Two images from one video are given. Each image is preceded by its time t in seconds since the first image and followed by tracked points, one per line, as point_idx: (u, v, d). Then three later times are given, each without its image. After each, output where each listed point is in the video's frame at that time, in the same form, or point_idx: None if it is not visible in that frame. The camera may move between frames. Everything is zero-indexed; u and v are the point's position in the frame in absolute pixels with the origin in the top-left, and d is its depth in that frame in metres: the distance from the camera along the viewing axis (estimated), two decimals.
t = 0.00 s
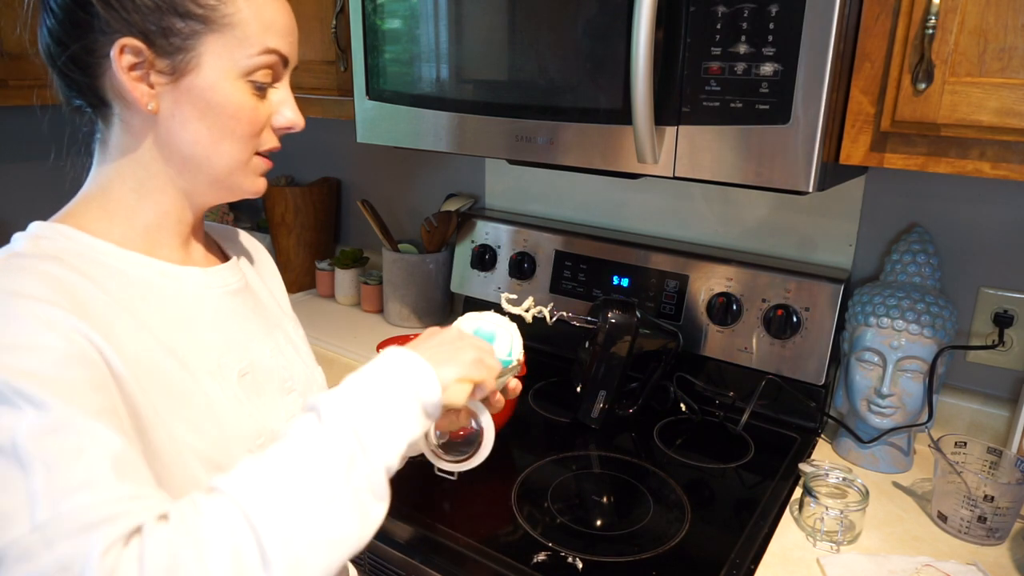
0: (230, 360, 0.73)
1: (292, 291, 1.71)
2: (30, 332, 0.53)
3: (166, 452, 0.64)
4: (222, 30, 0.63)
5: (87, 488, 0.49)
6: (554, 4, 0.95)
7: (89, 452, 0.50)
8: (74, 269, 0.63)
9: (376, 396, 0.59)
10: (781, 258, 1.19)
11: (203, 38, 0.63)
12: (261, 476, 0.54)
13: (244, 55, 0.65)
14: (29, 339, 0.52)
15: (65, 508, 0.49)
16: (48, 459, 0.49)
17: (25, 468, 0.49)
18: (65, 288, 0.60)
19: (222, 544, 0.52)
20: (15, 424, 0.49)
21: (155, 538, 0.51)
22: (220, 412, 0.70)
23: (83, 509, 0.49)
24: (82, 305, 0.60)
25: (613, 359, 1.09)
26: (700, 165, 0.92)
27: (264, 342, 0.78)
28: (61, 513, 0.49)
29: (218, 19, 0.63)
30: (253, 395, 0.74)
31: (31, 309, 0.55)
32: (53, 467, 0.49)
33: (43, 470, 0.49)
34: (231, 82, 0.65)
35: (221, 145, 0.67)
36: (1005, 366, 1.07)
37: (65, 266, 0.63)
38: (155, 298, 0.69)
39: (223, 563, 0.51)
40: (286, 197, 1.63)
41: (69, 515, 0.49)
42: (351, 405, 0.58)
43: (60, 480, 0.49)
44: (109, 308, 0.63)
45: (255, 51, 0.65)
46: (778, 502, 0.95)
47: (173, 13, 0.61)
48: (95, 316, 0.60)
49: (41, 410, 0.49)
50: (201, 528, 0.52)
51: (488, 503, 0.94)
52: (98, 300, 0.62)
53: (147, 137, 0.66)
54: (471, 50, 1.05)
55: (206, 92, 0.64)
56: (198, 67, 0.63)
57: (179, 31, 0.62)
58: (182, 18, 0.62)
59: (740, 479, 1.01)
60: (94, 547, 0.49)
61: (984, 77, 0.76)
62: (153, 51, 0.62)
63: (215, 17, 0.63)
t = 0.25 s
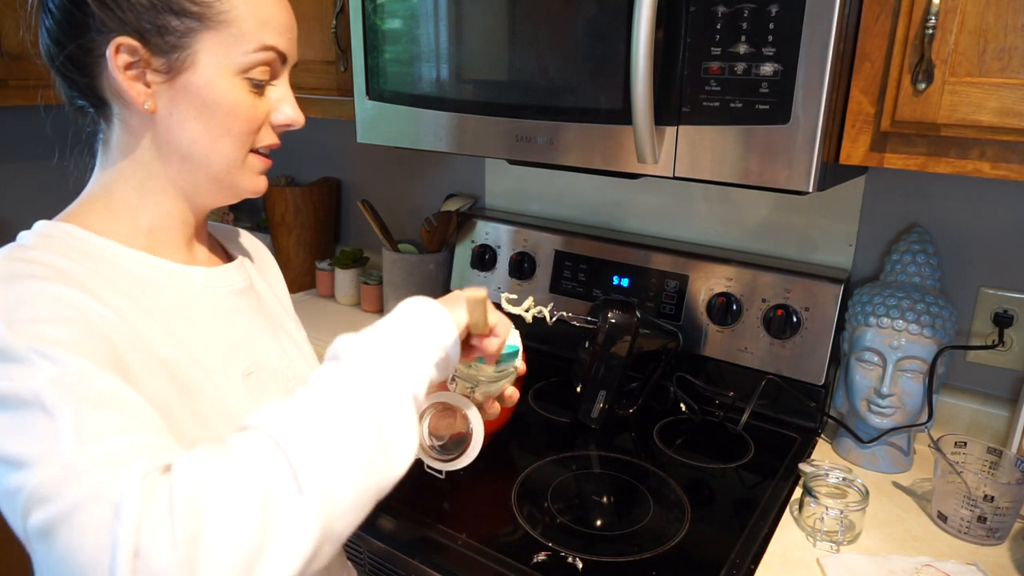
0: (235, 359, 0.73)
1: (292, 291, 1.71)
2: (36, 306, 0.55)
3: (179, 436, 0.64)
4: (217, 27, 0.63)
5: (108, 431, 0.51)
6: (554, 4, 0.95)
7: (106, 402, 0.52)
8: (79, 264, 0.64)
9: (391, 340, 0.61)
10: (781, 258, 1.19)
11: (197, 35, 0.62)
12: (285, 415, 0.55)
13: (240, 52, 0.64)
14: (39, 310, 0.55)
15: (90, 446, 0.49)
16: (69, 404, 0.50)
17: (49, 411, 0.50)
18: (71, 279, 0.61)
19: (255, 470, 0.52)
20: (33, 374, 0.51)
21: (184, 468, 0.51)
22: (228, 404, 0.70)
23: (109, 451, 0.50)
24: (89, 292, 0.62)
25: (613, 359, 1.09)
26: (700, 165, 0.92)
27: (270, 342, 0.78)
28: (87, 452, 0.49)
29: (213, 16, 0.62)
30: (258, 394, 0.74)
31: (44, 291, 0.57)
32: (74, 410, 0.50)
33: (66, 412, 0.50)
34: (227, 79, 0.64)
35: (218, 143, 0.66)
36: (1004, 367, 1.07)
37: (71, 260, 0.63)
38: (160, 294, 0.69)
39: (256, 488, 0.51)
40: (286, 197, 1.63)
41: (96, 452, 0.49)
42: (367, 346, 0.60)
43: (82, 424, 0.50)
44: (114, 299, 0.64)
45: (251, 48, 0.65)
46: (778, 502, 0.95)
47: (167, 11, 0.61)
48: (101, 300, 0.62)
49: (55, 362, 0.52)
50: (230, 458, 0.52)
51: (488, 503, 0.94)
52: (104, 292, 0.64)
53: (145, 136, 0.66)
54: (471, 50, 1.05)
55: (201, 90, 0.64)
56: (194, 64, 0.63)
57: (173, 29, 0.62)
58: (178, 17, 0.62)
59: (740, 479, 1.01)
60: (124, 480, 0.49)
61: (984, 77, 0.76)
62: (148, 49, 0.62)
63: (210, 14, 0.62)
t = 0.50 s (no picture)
0: (242, 355, 0.73)
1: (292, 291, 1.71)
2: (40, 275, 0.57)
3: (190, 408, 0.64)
4: (216, 27, 0.62)
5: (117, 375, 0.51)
6: (555, 4, 0.95)
7: (113, 352, 0.53)
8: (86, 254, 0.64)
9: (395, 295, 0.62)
10: (781, 258, 1.19)
11: (197, 36, 0.62)
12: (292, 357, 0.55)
13: (241, 52, 0.63)
14: (42, 276, 0.57)
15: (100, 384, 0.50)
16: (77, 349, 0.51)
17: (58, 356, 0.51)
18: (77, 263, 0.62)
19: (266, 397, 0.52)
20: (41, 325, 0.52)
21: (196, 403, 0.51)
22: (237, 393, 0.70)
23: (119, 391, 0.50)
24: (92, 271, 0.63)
25: (613, 359, 1.09)
26: (700, 165, 0.92)
27: (278, 337, 0.79)
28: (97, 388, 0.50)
29: (212, 17, 0.62)
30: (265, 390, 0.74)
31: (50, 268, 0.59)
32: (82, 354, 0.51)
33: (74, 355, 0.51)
34: (229, 80, 0.64)
35: (225, 145, 0.66)
36: (1004, 367, 1.07)
37: (77, 248, 0.64)
38: (167, 287, 0.70)
39: (266, 413, 0.51)
40: (286, 198, 1.63)
41: (108, 387, 0.50)
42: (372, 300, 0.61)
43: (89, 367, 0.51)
44: (118, 280, 0.65)
45: (252, 46, 0.64)
46: (778, 502, 0.95)
47: (166, 13, 0.61)
48: (105, 279, 0.63)
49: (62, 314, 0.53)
50: (241, 390, 0.52)
51: (488, 503, 0.94)
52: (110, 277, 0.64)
53: (151, 139, 0.67)
54: (471, 50, 1.05)
55: (204, 92, 0.63)
56: (194, 66, 0.63)
57: (172, 30, 0.62)
58: (177, 18, 0.61)
59: (740, 479, 1.01)
60: (135, 412, 0.49)
61: (984, 77, 0.76)
62: (149, 53, 0.62)
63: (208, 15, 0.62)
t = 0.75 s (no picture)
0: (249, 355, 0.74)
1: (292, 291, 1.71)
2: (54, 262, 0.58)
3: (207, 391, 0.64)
4: (208, 27, 0.61)
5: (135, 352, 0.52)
6: (554, 4, 0.95)
7: (129, 332, 0.54)
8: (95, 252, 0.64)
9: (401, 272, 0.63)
10: (781, 258, 1.19)
11: (191, 37, 0.61)
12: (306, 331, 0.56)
13: (235, 51, 0.63)
14: (56, 263, 0.58)
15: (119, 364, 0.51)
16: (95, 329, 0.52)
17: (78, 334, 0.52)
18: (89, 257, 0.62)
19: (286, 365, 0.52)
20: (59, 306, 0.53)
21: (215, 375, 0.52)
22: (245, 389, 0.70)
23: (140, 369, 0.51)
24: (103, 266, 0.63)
25: (613, 359, 1.09)
26: (700, 165, 0.92)
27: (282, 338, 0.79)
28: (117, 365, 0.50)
29: (207, 17, 0.61)
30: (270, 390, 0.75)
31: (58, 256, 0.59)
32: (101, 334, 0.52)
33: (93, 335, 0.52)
34: (225, 80, 0.63)
35: (224, 146, 0.66)
36: (1004, 367, 1.07)
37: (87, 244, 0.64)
38: (174, 288, 0.70)
39: (286, 379, 0.51)
40: (286, 197, 1.63)
41: (127, 363, 0.51)
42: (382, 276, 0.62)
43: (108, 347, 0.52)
44: (127, 274, 0.65)
45: (247, 46, 0.63)
46: (778, 502, 0.95)
47: (161, 15, 0.61)
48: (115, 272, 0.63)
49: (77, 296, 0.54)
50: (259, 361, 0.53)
51: (488, 503, 0.94)
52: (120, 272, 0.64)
53: (153, 141, 0.67)
54: (471, 50, 1.05)
55: (200, 93, 0.63)
56: (189, 67, 0.62)
57: (166, 31, 0.61)
58: (170, 19, 0.61)
59: (740, 479, 1.01)
60: (158, 383, 0.50)
61: (984, 77, 0.76)
62: (143, 55, 0.62)
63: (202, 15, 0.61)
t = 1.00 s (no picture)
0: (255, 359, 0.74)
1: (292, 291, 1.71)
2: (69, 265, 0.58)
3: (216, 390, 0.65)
4: (129, 11, 0.62)
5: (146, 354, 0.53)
6: (554, 4, 0.95)
7: (139, 335, 0.54)
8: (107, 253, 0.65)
9: (400, 270, 0.62)
10: (781, 258, 1.19)
11: (118, 23, 0.63)
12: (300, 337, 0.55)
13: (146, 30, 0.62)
14: (72, 263, 0.58)
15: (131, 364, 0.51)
16: (106, 331, 0.53)
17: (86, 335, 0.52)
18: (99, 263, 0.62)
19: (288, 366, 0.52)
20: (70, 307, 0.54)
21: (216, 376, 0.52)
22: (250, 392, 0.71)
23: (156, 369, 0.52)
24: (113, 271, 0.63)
25: (613, 359, 1.09)
26: (700, 165, 0.92)
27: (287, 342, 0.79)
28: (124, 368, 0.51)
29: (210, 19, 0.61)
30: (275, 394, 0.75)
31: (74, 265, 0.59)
32: (113, 336, 0.53)
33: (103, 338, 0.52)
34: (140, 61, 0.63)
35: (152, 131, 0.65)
36: (1004, 367, 1.07)
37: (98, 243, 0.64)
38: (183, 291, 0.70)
39: (283, 381, 0.51)
40: (286, 198, 1.63)
41: (130, 364, 0.51)
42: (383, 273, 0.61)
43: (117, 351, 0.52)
44: (139, 279, 0.65)
45: (155, 21, 0.61)
46: (778, 502, 0.95)
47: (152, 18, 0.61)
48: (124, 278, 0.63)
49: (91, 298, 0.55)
50: (257, 365, 0.53)
51: (488, 503, 0.94)
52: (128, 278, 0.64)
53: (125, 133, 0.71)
54: (471, 50, 1.05)
55: (124, 78, 0.64)
56: (116, 56, 0.65)
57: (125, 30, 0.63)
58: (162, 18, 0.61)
59: (740, 479, 1.01)
60: (158, 388, 0.50)
61: (984, 77, 0.76)
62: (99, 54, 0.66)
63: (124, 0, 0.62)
